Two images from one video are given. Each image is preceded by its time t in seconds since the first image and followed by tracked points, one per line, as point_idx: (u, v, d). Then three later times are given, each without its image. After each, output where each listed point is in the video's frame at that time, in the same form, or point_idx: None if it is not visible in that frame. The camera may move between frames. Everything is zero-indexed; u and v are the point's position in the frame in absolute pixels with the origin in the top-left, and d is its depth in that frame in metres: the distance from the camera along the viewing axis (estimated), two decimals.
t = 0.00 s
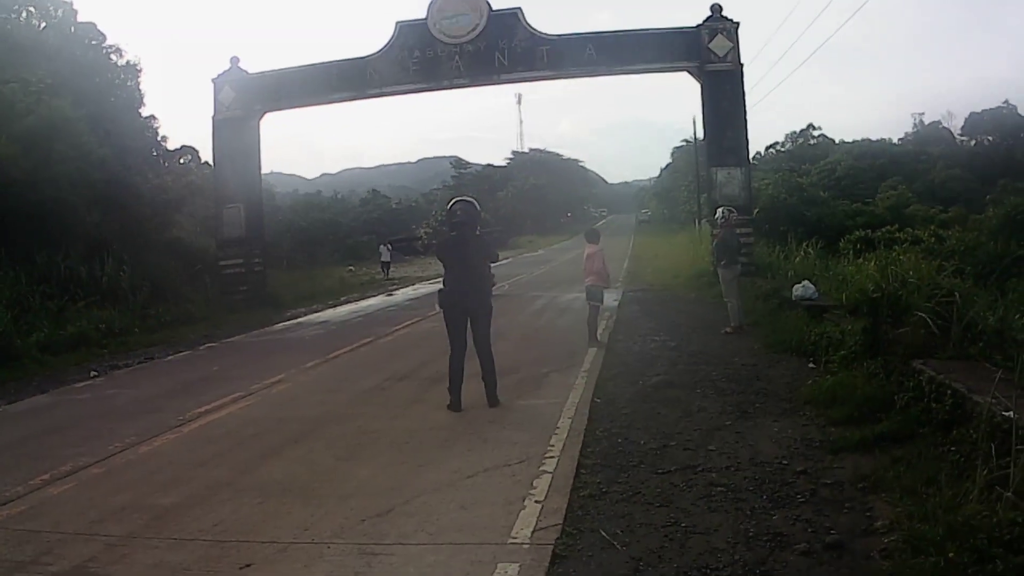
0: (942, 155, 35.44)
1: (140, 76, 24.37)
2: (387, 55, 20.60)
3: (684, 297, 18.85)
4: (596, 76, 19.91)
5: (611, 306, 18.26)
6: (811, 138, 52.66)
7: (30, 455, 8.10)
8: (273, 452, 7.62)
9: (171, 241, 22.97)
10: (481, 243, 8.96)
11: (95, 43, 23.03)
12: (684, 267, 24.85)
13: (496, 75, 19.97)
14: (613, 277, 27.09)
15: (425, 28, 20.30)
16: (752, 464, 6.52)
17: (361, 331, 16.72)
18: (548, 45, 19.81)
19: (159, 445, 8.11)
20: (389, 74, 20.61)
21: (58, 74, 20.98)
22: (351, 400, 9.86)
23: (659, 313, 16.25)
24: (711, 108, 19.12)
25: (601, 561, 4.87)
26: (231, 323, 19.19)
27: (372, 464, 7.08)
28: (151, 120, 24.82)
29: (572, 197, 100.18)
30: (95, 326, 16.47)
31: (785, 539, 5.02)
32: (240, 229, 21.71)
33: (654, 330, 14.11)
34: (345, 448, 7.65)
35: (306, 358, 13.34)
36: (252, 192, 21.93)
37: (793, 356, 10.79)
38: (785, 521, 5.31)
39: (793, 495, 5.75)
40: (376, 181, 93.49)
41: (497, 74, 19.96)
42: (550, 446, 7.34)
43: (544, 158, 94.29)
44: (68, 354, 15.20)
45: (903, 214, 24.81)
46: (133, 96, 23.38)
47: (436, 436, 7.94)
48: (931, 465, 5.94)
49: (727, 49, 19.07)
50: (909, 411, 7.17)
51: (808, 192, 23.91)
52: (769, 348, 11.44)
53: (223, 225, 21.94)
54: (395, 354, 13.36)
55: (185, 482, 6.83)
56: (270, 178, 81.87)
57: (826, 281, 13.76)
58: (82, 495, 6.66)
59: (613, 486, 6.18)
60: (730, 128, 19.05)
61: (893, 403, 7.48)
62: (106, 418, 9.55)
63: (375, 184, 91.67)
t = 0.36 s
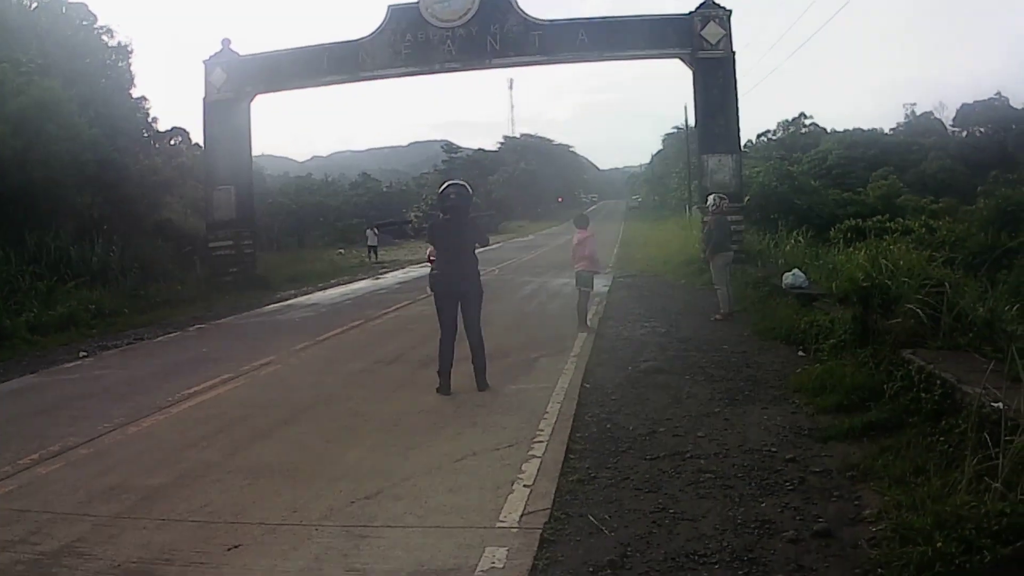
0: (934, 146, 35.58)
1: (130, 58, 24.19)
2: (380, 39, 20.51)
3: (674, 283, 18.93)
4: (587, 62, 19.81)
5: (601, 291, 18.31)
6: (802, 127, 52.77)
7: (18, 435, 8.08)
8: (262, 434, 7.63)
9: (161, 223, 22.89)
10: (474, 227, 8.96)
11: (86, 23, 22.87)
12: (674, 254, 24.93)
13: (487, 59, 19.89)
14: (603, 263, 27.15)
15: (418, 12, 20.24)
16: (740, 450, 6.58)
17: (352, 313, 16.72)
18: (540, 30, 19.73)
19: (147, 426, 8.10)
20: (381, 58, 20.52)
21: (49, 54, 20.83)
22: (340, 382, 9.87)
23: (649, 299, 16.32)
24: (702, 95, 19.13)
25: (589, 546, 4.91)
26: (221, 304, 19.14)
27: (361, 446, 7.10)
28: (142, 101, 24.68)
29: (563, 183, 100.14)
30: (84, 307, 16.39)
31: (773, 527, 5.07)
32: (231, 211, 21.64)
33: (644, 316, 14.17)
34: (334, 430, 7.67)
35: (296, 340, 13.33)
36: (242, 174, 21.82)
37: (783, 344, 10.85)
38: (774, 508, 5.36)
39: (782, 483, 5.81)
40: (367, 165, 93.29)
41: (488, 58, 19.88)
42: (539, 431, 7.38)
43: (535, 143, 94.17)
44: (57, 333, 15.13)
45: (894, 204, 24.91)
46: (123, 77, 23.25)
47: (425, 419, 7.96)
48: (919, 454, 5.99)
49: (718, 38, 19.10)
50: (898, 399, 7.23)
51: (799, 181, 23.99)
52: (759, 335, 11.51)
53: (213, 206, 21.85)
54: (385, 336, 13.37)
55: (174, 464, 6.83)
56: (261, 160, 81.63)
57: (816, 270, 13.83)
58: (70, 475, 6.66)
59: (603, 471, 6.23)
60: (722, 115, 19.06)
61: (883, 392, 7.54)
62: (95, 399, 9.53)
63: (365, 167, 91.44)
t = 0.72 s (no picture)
0: (931, 129, 35.51)
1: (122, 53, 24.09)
2: (372, 29, 20.40)
3: (673, 269, 18.93)
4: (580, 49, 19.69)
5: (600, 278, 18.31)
6: (798, 111, 52.62)
7: (19, 426, 8.08)
8: (264, 423, 7.63)
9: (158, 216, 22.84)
10: (472, 215, 8.96)
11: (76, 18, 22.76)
12: (673, 240, 24.91)
13: (480, 47, 19.80)
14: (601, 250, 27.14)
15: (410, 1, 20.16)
16: (741, 437, 6.60)
17: (352, 303, 16.70)
18: (533, 17, 19.62)
19: (148, 416, 8.10)
20: (373, 48, 20.42)
21: (41, 47, 20.74)
22: (342, 371, 9.87)
23: (649, 286, 16.31)
24: (696, 80, 19.11)
25: (591, 533, 4.93)
26: (220, 296, 19.11)
27: (363, 434, 7.11)
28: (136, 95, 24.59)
29: (559, 169, 99.94)
30: (83, 300, 16.37)
31: (775, 514, 5.09)
32: (227, 202, 21.58)
33: (644, 302, 14.16)
34: (336, 419, 7.67)
35: (296, 329, 13.33)
36: (239, 166, 21.75)
37: (783, 330, 10.85)
38: (775, 496, 5.38)
39: (783, 471, 5.83)
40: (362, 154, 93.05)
41: (481, 46, 19.80)
42: (541, 418, 7.39)
43: (531, 130, 93.93)
44: (56, 326, 15.10)
45: (891, 188, 24.89)
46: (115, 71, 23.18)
47: (425, 408, 7.97)
48: (920, 441, 6.01)
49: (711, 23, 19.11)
50: (899, 387, 7.24)
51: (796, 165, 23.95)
52: (758, 322, 11.51)
53: (210, 198, 21.79)
54: (386, 325, 13.37)
55: (176, 453, 6.84)
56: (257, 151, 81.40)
57: (816, 255, 13.82)
58: (72, 465, 6.65)
59: (605, 458, 6.24)
60: (717, 100, 19.04)
61: (883, 378, 7.55)
62: (96, 389, 9.53)
63: (360, 156, 91.19)
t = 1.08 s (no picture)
0: None
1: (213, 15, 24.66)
2: (466, 18, 20.44)
3: (739, 298, 18.62)
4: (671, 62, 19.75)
5: (665, 296, 18.11)
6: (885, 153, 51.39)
7: (78, 362, 8.27)
8: (315, 393, 7.68)
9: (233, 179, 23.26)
10: (544, 214, 8.91)
11: None
12: (741, 268, 24.53)
13: (572, 49, 19.89)
14: (667, 268, 26.84)
15: None
16: (788, 478, 6.43)
17: (415, 287, 16.77)
18: (626, 25, 19.70)
19: (202, 370, 8.22)
20: (465, 37, 20.46)
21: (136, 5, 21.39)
22: (398, 353, 9.89)
23: (713, 311, 16.06)
24: (783, 107, 18.76)
25: (626, 551, 4.84)
26: (285, 263, 19.34)
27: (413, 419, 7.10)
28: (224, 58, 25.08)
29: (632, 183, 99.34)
30: (152, 250, 16.72)
31: (812, 561, 4.94)
32: (303, 172, 21.74)
33: (705, 327, 13.95)
34: (388, 399, 7.68)
35: (358, 306, 13.43)
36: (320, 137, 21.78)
37: (841, 376, 10.57)
38: (814, 542, 5.23)
39: (825, 519, 5.66)
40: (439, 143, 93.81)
41: (573, 48, 19.88)
42: (591, 428, 7.30)
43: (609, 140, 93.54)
44: (124, 272, 15.45)
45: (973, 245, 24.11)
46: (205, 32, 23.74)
47: (477, 401, 7.93)
48: (967, 510, 5.78)
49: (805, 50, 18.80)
50: (951, 452, 6.98)
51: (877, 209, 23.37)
52: (818, 363, 11.24)
53: (287, 166, 21.95)
54: (446, 314, 13.39)
55: (226, 410, 6.92)
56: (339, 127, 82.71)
57: (888, 303, 13.44)
58: (122, 407, 6.77)
59: (649, 478, 6.14)
60: (803, 131, 18.62)
61: (937, 441, 7.30)
62: (154, 337, 9.71)
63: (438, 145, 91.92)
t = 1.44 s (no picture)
0: None
1: None
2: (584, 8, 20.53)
3: (841, 312, 18.18)
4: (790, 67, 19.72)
5: (766, 305, 17.80)
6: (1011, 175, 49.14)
7: (181, 326, 8.63)
8: (409, 374, 7.82)
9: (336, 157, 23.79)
10: (647, 211, 8.85)
11: None
12: (844, 282, 23.91)
13: (691, 47, 19.96)
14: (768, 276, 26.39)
15: None
16: (878, 500, 6.28)
17: (513, 276, 16.91)
18: (746, 26, 19.65)
19: (298, 343, 8.46)
20: (583, 27, 20.56)
21: None
22: (494, 341, 9.99)
23: (813, 324, 15.74)
24: (897, 119, 18.24)
25: (709, 558, 4.81)
26: (384, 242, 19.68)
27: (507, 408, 7.16)
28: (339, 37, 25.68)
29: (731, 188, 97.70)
30: (257, 220, 17.23)
31: None
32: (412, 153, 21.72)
33: (803, 340, 13.66)
34: (482, 386, 7.77)
35: (459, 290, 13.61)
36: (432, 121, 21.76)
37: (934, 398, 10.22)
38: (897, 567, 5.09)
39: (911, 544, 5.51)
40: (541, 134, 94.13)
41: (692, 46, 19.95)
42: (683, 432, 7.24)
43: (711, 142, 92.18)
44: (227, 240, 15.98)
45: None
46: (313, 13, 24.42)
47: (570, 395, 7.95)
48: None
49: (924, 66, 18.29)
50: None
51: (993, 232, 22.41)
52: (915, 385, 10.89)
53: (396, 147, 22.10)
54: (543, 305, 13.45)
55: (322, 384, 7.12)
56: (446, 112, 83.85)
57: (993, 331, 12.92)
58: (217, 374, 7.02)
59: (738, 488, 6.07)
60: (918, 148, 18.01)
61: None
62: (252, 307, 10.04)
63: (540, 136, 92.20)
